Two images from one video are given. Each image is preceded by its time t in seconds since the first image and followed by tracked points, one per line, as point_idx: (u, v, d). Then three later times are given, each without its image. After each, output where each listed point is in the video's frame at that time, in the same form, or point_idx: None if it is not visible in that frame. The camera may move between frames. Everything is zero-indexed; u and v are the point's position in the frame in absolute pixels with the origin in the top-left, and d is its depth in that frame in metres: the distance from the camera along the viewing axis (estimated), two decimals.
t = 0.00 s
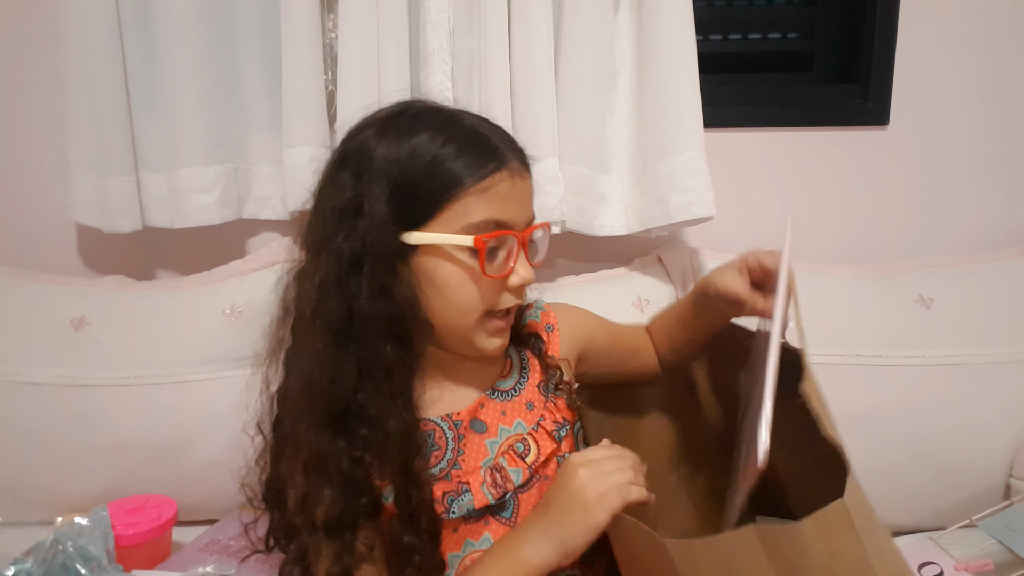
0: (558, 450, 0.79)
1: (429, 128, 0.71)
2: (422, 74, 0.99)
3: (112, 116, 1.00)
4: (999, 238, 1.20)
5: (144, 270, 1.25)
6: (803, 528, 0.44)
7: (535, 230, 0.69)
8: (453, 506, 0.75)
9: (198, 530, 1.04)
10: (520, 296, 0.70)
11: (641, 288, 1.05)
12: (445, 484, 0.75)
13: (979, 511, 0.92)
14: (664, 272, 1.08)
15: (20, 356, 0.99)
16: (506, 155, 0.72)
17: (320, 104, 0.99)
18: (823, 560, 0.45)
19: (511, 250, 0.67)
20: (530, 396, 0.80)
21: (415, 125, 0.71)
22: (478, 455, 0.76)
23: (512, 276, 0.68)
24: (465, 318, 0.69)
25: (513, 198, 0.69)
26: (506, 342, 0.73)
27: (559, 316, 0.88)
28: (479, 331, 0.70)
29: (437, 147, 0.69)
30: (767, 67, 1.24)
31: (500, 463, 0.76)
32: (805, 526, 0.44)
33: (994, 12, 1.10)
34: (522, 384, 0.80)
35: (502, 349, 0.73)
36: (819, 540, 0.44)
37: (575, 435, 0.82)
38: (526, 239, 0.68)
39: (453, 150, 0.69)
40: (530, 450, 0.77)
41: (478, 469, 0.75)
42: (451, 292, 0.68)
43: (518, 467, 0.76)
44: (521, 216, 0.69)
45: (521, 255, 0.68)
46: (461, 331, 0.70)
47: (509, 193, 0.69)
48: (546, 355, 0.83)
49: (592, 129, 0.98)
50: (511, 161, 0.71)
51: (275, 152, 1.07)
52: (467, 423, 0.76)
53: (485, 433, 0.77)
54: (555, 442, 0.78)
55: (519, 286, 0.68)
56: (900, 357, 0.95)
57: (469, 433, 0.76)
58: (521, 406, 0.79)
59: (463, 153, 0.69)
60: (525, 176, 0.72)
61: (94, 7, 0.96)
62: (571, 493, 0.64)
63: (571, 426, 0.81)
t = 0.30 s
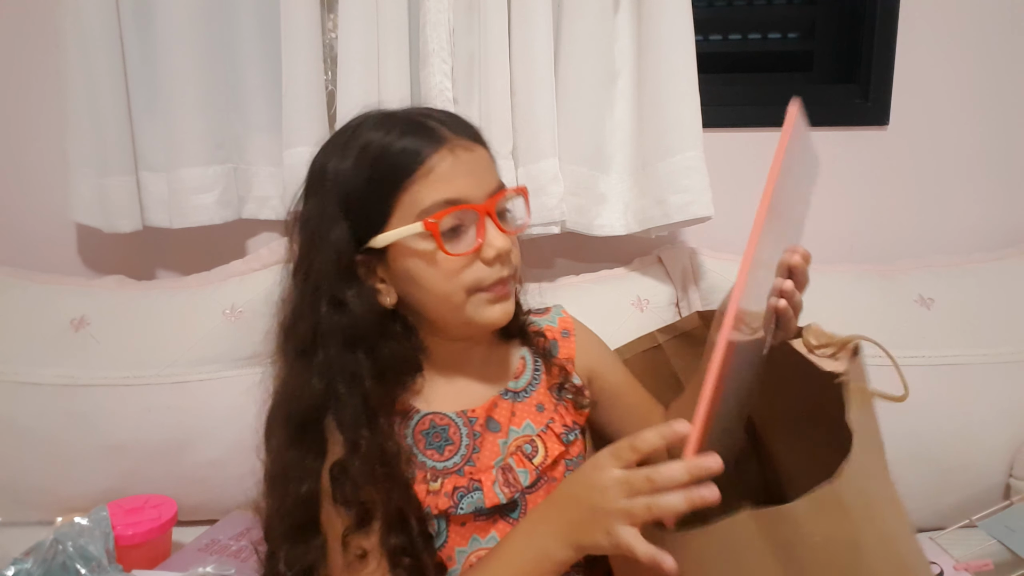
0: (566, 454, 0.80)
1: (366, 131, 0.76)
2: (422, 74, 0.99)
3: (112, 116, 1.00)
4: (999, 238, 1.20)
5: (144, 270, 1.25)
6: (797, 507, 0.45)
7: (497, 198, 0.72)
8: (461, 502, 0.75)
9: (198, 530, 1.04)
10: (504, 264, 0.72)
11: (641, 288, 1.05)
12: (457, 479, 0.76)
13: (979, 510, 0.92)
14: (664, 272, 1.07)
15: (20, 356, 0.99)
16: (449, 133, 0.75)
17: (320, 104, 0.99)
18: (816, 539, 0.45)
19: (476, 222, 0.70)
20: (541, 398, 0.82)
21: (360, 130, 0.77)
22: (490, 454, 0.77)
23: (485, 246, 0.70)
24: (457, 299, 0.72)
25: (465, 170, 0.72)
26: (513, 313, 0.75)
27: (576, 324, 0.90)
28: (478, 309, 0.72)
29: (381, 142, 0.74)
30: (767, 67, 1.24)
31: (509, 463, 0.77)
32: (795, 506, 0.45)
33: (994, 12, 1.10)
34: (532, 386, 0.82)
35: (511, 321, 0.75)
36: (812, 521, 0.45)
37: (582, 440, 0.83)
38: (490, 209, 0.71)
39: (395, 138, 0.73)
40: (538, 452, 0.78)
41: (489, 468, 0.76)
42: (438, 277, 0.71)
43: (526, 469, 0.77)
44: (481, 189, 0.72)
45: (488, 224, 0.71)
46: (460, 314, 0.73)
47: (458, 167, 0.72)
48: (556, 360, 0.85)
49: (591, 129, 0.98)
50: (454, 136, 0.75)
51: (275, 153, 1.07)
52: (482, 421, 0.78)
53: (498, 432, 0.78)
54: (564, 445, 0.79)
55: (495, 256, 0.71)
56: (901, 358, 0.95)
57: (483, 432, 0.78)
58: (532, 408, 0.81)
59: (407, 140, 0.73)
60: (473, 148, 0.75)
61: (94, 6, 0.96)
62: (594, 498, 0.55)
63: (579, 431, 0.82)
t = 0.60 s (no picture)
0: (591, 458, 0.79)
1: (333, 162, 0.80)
2: (422, 74, 0.99)
3: (111, 116, 1.00)
4: (999, 238, 1.20)
5: (144, 270, 1.25)
6: (793, 508, 0.49)
7: (470, 175, 0.74)
8: (485, 498, 0.75)
9: (198, 530, 1.04)
10: (498, 235, 0.73)
11: (641, 288, 1.05)
12: (484, 475, 0.76)
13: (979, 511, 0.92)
14: (664, 272, 1.07)
15: (20, 356, 0.99)
16: (412, 130, 0.78)
17: (320, 104, 0.99)
18: (812, 537, 0.49)
19: (456, 203, 0.72)
20: (571, 400, 0.81)
21: (334, 156, 0.81)
22: (520, 454, 0.77)
23: (473, 223, 0.71)
24: (467, 283, 0.72)
25: (433, 157, 0.74)
26: (532, 283, 0.74)
27: (613, 325, 0.89)
28: (492, 289, 0.72)
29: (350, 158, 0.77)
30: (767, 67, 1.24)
31: (534, 464, 0.77)
32: (790, 506, 0.49)
33: (994, 12, 1.10)
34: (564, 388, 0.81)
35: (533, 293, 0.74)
36: (807, 518, 0.49)
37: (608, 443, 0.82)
38: (467, 187, 0.72)
39: (362, 147, 0.76)
40: (562, 455, 0.77)
41: (517, 468, 0.76)
42: (444, 269, 0.71)
43: (549, 471, 0.76)
44: (453, 171, 0.74)
45: (468, 201, 0.72)
46: (477, 299, 0.72)
47: (424, 156, 0.74)
48: (589, 361, 0.85)
49: (591, 129, 0.98)
50: (415, 131, 0.78)
51: (275, 153, 1.07)
52: (514, 421, 0.78)
53: (529, 431, 0.78)
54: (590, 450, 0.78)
55: (485, 228, 0.71)
56: (900, 358, 0.95)
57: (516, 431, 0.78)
58: (559, 409, 0.80)
59: (372, 146, 0.76)
60: (436, 137, 0.77)
61: (93, 6, 0.96)
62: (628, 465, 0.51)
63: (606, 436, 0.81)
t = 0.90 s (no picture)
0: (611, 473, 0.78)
1: (361, 159, 0.83)
2: (422, 75, 0.99)
3: (112, 116, 1.00)
4: (999, 238, 1.20)
5: (144, 270, 1.25)
6: (784, 513, 0.52)
7: (488, 174, 0.73)
8: (501, 508, 0.74)
9: (198, 530, 1.04)
10: (512, 235, 0.71)
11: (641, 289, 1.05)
12: (500, 484, 0.75)
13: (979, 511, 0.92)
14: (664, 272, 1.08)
15: (19, 356, 0.99)
16: (434, 128, 0.79)
17: (321, 104, 0.99)
18: (805, 545, 0.52)
19: (470, 201, 0.72)
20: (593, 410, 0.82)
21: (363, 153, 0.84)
22: (540, 464, 0.77)
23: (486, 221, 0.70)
24: (477, 282, 0.71)
25: (450, 155, 0.75)
26: (549, 284, 0.72)
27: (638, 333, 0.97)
28: (503, 289, 0.70)
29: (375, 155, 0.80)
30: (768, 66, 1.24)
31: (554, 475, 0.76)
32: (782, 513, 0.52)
33: (995, 11, 1.10)
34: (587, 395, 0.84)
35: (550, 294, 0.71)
36: (800, 524, 0.52)
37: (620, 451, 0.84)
38: (482, 185, 0.72)
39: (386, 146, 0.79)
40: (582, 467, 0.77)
41: (536, 478, 0.76)
42: (454, 266, 0.71)
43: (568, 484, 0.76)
44: (469, 170, 0.74)
45: (482, 200, 0.71)
46: (488, 298, 0.71)
47: (441, 154, 0.75)
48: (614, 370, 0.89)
49: (591, 129, 0.98)
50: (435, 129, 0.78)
51: (275, 153, 1.07)
52: (535, 430, 0.78)
53: (550, 441, 0.78)
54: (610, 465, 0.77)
55: (498, 228, 0.70)
56: (900, 358, 0.95)
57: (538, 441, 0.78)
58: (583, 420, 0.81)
59: (394, 145, 0.78)
60: (456, 135, 0.78)
61: (94, 6, 0.96)
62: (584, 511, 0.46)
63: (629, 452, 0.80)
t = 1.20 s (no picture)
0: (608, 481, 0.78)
1: (394, 141, 0.83)
2: (422, 75, 0.99)
3: (111, 115, 1.00)
4: (999, 238, 1.20)
5: (143, 270, 1.25)
6: (779, 510, 0.56)
7: (518, 175, 0.72)
8: (494, 510, 0.75)
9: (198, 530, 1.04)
10: (533, 241, 0.70)
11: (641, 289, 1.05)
12: (495, 486, 0.75)
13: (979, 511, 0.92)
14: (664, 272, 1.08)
15: (19, 356, 0.99)
16: (467, 120, 0.79)
17: (321, 104, 0.99)
18: (800, 542, 0.56)
19: (496, 201, 0.71)
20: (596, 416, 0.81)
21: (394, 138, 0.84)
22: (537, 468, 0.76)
23: (508, 223, 0.69)
24: (492, 282, 0.70)
25: (482, 151, 0.74)
26: (563, 293, 0.71)
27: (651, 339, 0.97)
28: (517, 292, 0.70)
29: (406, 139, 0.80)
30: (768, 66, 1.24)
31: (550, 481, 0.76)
32: (777, 511, 0.56)
33: (994, 11, 1.10)
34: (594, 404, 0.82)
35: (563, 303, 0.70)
36: (795, 521, 0.55)
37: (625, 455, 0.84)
38: (511, 187, 0.71)
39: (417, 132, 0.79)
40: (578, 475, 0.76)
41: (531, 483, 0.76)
42: (471, 263, 0.71)
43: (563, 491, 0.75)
44: (500, 168, 0.73)
45: (509, 201, 0.70)
46: (501, 299, 0.70)
47: (473, 148, 0.74)
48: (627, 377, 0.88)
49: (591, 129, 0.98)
50: (469, 122, 0.78)
51: (275, 153, 1.07)
52: (533, 435, 0.77)
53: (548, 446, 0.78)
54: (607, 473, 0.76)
55: (519, 232, 0.69)
56: (900, 358, 0.95)
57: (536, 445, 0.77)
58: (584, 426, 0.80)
59: (427, 131, 0.78)
60: (489, 129, 0.77)
61: (94, 5, 0.96)
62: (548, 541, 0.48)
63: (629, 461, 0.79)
